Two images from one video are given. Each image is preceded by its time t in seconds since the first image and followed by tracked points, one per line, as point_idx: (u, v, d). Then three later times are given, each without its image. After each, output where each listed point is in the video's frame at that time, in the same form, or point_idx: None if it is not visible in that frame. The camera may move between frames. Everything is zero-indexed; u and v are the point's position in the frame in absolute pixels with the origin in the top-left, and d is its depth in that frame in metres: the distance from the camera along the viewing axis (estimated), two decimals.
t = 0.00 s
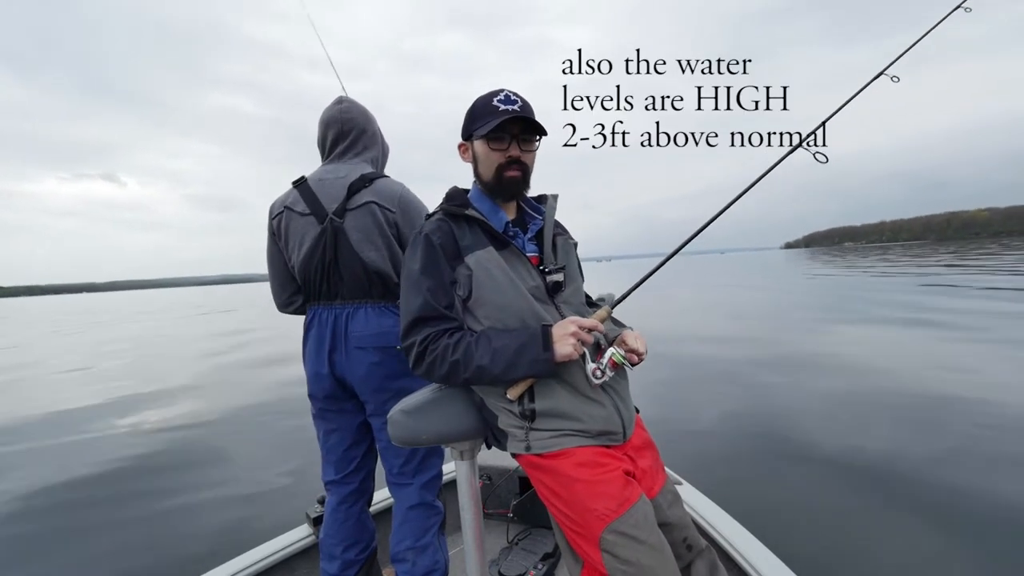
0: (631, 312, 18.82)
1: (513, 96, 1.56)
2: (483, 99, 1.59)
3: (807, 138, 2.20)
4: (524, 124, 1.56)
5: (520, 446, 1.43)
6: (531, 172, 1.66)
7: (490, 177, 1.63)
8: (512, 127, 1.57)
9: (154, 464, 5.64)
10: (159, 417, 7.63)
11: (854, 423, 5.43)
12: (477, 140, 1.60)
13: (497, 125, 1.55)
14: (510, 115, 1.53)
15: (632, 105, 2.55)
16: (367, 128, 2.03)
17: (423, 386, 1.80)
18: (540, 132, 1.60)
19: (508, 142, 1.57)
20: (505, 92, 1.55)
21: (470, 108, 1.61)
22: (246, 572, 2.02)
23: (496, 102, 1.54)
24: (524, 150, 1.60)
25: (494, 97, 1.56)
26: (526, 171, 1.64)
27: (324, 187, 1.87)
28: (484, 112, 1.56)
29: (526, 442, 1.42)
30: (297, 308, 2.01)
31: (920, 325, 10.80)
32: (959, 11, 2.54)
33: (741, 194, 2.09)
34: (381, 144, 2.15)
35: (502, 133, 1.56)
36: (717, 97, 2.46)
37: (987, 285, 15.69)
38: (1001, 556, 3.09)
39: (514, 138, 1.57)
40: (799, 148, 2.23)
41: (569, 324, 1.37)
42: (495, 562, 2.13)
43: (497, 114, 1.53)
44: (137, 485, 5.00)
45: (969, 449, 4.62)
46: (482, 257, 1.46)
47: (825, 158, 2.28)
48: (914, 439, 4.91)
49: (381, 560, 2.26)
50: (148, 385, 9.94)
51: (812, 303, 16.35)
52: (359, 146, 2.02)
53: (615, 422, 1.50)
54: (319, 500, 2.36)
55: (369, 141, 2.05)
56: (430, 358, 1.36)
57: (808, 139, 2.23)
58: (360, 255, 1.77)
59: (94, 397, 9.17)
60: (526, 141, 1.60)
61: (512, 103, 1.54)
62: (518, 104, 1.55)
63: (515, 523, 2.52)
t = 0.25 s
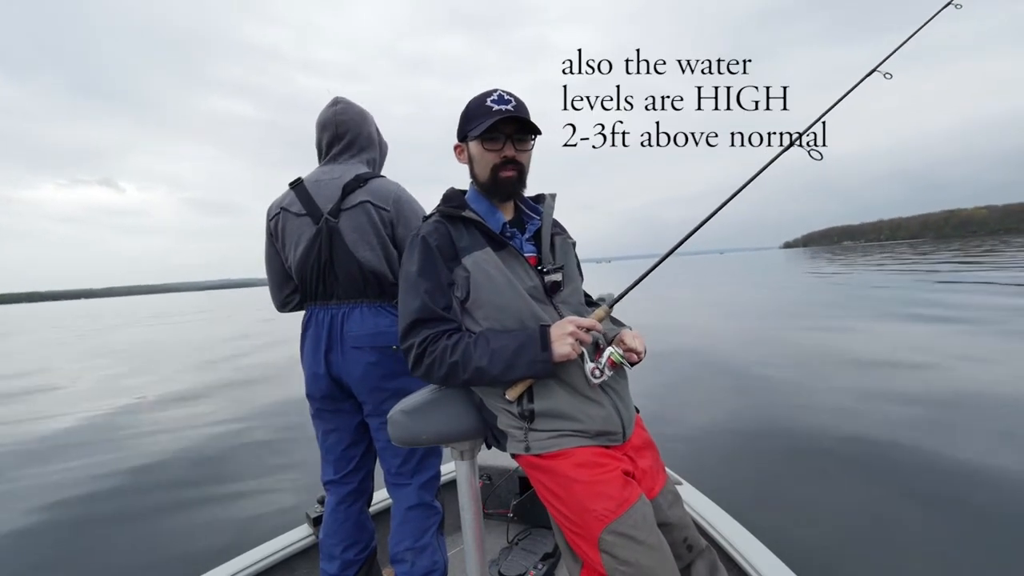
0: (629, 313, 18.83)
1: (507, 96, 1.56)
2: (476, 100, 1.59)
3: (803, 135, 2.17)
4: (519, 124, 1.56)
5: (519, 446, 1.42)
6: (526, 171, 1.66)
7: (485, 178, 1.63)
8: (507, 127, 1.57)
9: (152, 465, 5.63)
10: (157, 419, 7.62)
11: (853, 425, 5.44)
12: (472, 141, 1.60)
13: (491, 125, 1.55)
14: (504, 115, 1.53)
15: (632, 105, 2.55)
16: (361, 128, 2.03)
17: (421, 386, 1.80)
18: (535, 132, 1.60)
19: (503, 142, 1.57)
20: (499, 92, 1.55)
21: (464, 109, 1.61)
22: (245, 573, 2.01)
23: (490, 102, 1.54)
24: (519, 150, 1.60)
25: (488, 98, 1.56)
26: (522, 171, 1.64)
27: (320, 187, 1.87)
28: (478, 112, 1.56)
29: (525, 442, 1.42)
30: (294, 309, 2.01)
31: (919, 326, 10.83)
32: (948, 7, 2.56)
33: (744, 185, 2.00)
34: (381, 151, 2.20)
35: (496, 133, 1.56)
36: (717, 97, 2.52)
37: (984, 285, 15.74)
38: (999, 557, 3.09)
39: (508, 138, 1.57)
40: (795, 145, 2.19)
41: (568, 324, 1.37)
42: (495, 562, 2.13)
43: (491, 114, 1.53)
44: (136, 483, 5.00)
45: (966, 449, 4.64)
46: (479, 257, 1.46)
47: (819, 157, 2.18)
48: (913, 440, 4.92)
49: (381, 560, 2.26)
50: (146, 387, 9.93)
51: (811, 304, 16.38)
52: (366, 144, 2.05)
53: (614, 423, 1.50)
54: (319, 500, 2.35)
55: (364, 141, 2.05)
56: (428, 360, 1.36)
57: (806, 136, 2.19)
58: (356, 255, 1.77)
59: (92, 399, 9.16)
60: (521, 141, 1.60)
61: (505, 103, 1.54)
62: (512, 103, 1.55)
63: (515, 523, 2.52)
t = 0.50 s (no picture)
0: (628, 313, 18.83)
1: (509, 95, 1.56)
2: (479, 98, 1.59)
3: (806, 138, 2.23)
4: (521, 124, 1.56)
5: (519, 447, 1.42)
6: (528, 171, 1.66)
7: (487, 178, 1.63)
8: (509, 126, 1.57)
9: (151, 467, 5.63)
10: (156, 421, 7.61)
11: (853, 422, 5.44)
12: (474, 140, 1.60)
13: (493, 125, 1.55)
14: (506, 114, 1.54)
15: (632, 105, 2.55)
16: (358, 128, 2.03)
17: (421, 385, 1.80)
18: (537, 131, 1.60)
19: (504, 141, 1.57)
20: (501, 91, 1.55)
21: (467, 107, 1.61)
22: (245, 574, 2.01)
23: (492, 101, 1.54)
24: (521, 149, 1.60)
25: (490, 96, 1.57)
26: (523, 171, 1.64)
27: (318, 187, 1.87)
28: (480, 111, 1.56)
29: (525, 443, 1.42)
30: (292, 310, 2.01)
31: (917, 322, 10.84)
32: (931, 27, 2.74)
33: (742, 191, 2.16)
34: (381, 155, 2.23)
35: (498, 132, 1.57)
36: (718, 98, 2.45)
37: (982, 282, 15.74)
38: (998, 552, 3.09)
39: (510, 137, 1.57)
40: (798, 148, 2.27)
41: (570, 325, 1.37)
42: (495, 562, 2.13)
43: (494, 113, 1.53)
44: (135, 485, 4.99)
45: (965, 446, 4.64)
46: (480, 258, 1.46)
47: (820, 160, 2.32)
48: (912, 436, 4.92)
49: (381, 561, 2.26)
50: (145, 389, 9.92)
51: (810, 302, 16.39)
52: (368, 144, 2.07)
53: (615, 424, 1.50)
54: (318, 500, 2.35)
55: (361, 142, 2.05)
56: (429, 361, 1.36)
57: (807, 138, 2.25)
58: (354, 254, 1.77)
59: (91, 402, 9.15)
60: (523, 140, 1.60)
61: (508, 101, 1.54)
62: (515, 102, 1.55)
63: (515, 523, 2.52)
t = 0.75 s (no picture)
0: (627, 313, 18.81)
1: (513, 93, 1.56)
2: (483, 95, 1.59)
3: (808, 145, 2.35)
4: (524, 123, 1.57)
5: (519, 448, 1.43)
6: (530, 171, 1.66)
7: (489, 177, 1.64)
8: (512, 125, 1.57)
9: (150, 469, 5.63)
10: (156, 422, 7.61)
11: (853, 419, 5.43)
12: (477, 138, 1.61)
13: (496, 123, 1.55)
14: (510, 113, 1.54)
15: (632, 105, 2.63)
16: (359, 128, 2.03)
17: (421, 385, 1.80)
18: (540, 131, 1.60)
19: (507, 141, 1.57)
20: (506, 88, 1.55)
21: (470, 104, 1.61)
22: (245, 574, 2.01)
23: (496, 99, 1.54)
24: (524, 149, 1.60)
25: (494, 94, 1.57)
26: (526, 170, 1.64)
27: (319, 186, 1.87)
28: (483, 110, 1.56)
29: (526, 444, 1.42)
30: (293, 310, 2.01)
31: (918, 319, 10.83)
32: (935, 38, 2.81)
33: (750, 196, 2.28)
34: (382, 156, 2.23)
35: (501, 131, 1.57)
36: (717, 97, 2.59)
37: (982, 279, 15.71)
38: (1000, 549, 3.08)
39: (513, 137, 1.57)
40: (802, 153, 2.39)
41: (572, 328, 1.38)
42: (495, 562, 2.13)
43: (498, 111, 1.53)
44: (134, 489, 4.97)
45: (964, 441, 4.64)
46: (482, 259, 1.46)
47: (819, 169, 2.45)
48: (913, 433, 4.92)
49: (381, 561, 2.27)
50: (144, 390, 9.92)
51: (810, 300, 16.37)
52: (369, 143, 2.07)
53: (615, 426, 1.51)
54: (319, 500, 2.35)
55: (362, 141, 2.05)
56: (429, 362, 1.36)
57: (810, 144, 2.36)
58: (356, 253, 1.78)
59: (90, 403, 9.15)
60: (526, 139, 1.60)
61: (512, 99, 1.54)
62: (518, 100, 1.56)
63: (515, 523, 2.52)
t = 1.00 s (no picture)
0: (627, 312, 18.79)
1: (511, 92, 1.56)
2: (481, 95, 1.59)
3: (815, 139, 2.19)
4: (522, 122, 1.56)
5: (518, 449, 1.43)
6: (529, 170, 1.66)
7: (488, 177, 1.64)
8: (510, 125, 1.57)
9: (151, 468, 5.64)
10: (156, 422, 7.62)
11: (852, 418, 5.42)
12: (475, 138, 1.61)
13: (494, 122, 1.55)
14: (508, 112, 1.53)
15: (632, 105, 2.57)
16: (361, 127, 2.03)
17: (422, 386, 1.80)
18: (538, 130, 1.60)
19: (505, 140, 1.57)
20: (504, 87, 1.55)
21: (468, 103, 1.61)
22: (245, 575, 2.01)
23: (494, 98, 1.54)
24: (522, 148, 1.60)
25: (492, 93, 1.57)
26: (524, 170, 1.64)
27: (320, 185, 1.87)
28: (480, 109, 1.56)
29: (525, 445, 1.42)
30: (294, 309, 2.01)
31: (918, 317, 10.82)
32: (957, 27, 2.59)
33: (757, 191, 2.07)
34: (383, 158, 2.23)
35: (499, 131, 1.57)
36: (717, 96, 2.44)
37: (983, 277, 15.65)
38: (999, 552, 3.07)
39: (511, 137, 1.57)
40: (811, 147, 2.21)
41: (570, 331, 1.38)
42: (495, 562, 2.13)
43: (496, 110, 1.53)
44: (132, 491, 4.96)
45: (963, 441, 4.63)
46: (480, 262, 1.46)
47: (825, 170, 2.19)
48: (912, 433, 4.91)
49: (381, 561, 2.27)
50: (144, 389, 9.92)
51: (810, 298, 16.35)
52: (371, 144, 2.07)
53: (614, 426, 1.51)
54: (319, 501, 2.35)
55: (364, 140, 2.05)
56: (427, 364, 1.36)
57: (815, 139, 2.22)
58: (358, 252, 1.77)
59: (91, 402, 9.16)
60: (525, 139, 1.60)
61: (510, 98, 1.54)
62: (517, 99, 1.55)
63: (515, 523, 2.52)
